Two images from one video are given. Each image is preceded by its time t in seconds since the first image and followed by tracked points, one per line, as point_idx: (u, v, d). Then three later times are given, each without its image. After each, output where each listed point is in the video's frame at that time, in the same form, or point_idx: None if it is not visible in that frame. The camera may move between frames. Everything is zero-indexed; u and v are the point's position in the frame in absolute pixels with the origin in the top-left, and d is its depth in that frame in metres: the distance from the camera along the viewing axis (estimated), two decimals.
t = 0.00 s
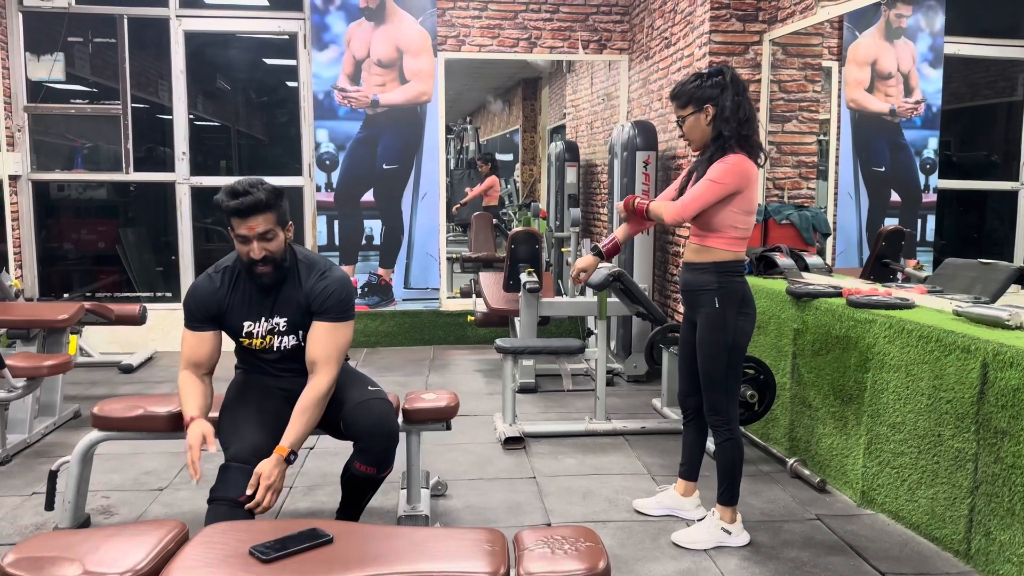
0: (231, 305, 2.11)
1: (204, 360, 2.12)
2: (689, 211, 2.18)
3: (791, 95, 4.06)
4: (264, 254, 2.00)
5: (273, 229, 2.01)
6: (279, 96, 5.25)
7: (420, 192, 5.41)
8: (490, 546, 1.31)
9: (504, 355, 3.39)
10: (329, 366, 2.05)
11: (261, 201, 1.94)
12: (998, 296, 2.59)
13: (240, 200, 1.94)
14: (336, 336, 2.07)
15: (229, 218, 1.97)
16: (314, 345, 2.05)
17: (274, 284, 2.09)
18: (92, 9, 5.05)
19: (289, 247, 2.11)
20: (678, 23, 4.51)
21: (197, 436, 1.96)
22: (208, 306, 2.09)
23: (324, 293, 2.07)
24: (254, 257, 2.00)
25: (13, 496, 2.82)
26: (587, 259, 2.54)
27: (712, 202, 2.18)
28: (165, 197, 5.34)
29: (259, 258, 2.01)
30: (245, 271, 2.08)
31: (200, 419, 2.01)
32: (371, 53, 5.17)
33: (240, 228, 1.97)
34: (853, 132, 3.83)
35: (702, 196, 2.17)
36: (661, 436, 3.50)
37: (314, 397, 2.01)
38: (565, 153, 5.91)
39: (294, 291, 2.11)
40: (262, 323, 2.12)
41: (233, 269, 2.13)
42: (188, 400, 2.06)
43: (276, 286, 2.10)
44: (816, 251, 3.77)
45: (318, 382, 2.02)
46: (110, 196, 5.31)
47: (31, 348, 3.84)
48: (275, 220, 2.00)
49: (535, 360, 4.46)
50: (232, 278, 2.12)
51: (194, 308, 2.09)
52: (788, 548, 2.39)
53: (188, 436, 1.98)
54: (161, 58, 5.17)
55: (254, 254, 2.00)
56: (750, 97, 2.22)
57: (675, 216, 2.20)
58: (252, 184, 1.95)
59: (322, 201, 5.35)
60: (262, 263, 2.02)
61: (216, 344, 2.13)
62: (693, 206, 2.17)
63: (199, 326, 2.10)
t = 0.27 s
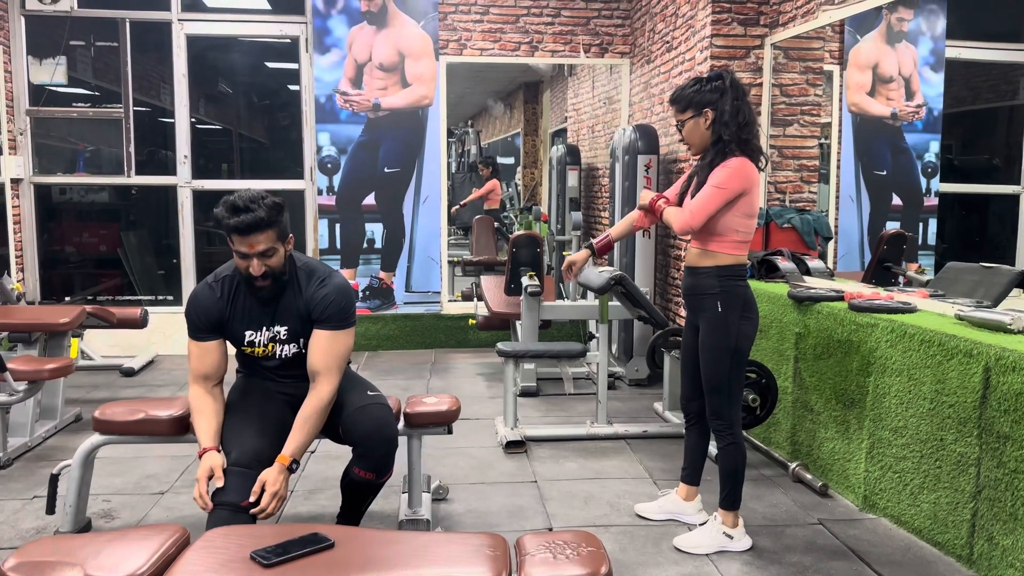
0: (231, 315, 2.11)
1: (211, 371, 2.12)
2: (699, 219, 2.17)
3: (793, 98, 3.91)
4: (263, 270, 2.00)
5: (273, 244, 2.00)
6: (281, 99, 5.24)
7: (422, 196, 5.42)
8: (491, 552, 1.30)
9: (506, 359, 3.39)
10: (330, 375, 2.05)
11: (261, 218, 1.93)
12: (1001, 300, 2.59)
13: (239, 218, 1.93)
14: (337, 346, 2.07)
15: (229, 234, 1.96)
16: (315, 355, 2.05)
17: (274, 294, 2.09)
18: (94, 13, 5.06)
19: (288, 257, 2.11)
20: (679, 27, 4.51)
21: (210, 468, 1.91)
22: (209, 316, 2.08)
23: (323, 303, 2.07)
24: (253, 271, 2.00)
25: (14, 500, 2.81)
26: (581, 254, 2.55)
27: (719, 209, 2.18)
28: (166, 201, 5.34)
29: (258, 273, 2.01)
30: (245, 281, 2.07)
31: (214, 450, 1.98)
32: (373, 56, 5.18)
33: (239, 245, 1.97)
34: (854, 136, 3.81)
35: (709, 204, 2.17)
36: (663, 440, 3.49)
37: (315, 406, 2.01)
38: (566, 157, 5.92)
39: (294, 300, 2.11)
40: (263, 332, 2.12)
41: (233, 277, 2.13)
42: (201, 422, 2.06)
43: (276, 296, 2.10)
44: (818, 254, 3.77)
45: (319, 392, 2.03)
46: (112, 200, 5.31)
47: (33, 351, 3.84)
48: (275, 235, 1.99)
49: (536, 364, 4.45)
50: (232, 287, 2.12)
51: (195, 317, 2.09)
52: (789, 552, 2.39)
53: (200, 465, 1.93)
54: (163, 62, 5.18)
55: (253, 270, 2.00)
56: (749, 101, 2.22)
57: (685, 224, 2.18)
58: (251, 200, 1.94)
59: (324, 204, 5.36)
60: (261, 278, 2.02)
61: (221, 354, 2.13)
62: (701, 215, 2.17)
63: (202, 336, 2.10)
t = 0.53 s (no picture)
0: (235, 320, 2.11)
1: (210, 376, 2.10)
2: (721, 241, 2.15)
3: (794, 102, 4.13)
4: (268, 279, 2.01)
5: (279, 253, 2.01)
6: (282, 104, 5.25)
7: (423, 200, 5.42)
8: (492, 558, 1.30)
9: (507, 363, 3.39)
10: (332, 381, 2.05)
11: (267, 228, 1.94)
12: (1002, 304, 2.59)
13: (245, 226, 1.93)
14: (340, 352, 2.07)
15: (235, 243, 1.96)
16: (318, 361, 2.05)
17: (278, 301, 2.09)
18: (96, 17, 5.06)
19: (292, 264, 2.11)
20: (680, 31, 4.52)
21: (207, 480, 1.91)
22: (213, 321, 2.08)
23: (327, 311, 2.07)
24: (258, 280, 2.01)
25: (15, 505, 2.81)
26: (579, 253, 2.57)
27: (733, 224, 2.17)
28: (168, 204, 5.34)
29: (262, 281, 2.01)
30: (249, 287, 2.07)
31: (212, 461, 1.97)
32: (374, 60, 5.19)
33: (245, 254, 1.97)
34: (855, 139, 3.87)
35: (725, 222, 2.16)
36: (665, 445, 3.49)
37: (318, 413, 2.01)
38: (568, 161, 5.92)
39: (298, 307, 2.11)
40: (266, 338, 2.12)
41: (236, 282, 2.13)
42: (199, 430, 2.05)
43: (279, 302, 2.10)
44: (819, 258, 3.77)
45: (322, 398, 2.03)
46: (114, 204, 5.32)
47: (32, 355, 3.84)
48: (280, 244, 2.00)
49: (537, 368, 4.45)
50: (235, 292, 2.12)
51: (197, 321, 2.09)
52: (792, 558, 2.38)
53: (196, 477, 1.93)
54: (165, 66, 5.19)
55: (258, 278, 2.00)
56: (747, 105, 2.22)
57: (709, 248, 2.16)
58: (258, 208, 1.93)
59: (325, 208, 5.36)
60: (265, 286, 2.03)
61: (219, 359, 2.10)
62: (722, 236, 2.15)
63: (203, 339, 2.09)
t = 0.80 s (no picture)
0: (237, 321, 2.11)
1: (211, 377, 2.11)
2: (726, 246, 2.15)
3: (795, 105, 4.05)
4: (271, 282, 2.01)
5: (282, 257, 2.02)
6: (283, 106, 5.25)
7: (424, 202, 5.42)
8: (494, 560, 1.30)
9: (508, 365, 3.38)
10: (335, 383, 2.05)
11: (271, 232, 1.95)
12: (1004, 306, 2.58)
13: (250, 230, 1.94)
14: (343, 355, 2.07)
15: (239, 246, 1.97)
16: (321, 363, 2.05)
17: (280, 303, 2.09)
18: (97, 20, 5.07)
19: (296, 267, 2.11)
20: (681, 34, 4.53)
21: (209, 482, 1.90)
22: (214, 322, 2.08)
23: (329, 313, 2.07)
24: (260, 282, 2.01)
25: (16, 507, 2.81)
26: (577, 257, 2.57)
27: (737, 228, 2.17)
28: (169, 207, 5.35)
29: (265, 284, 2.01)
30: (252, 289, 2.07)
31: (215, 461, 1.98)
32: (375, 63, 5.20)
33: (249, 257, 1.98)
34: (856, 143, 3.85)
35: (729, 226, 2.16)
36: (666, 447, 3.48)
37: (320, 415, 2.01)
38: (569, 163, 5.92)
39: (300, 309, 2.11)
40: (268, 339, 2.12)
41: (239, 284, 2.13)
42: (200, 431, 2.05)
43: (282, 305, 2.10)
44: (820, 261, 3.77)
45: (324, 400, 2.03)
46: (115, 206, 5.33)
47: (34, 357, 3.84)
48: (283, 248, 2.01)
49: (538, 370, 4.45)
50: (238, 293, 2.12)
51: (199, 321, 2.09)
52: (793, 560, 2.38)
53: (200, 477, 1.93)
54: (166, 69, 5.19)
55: (261, 281, 2.01)
56: (746, 106, 2.22)
57: (714, 254, 2.15)
58: (263, 213, 1.95)
59: (326, 211, 5.36)
60: (268, 289, 2.03)
61: (222, 359, 2.12)
62: (726, 241, 2.15)
63: (205, 339, 2.09)
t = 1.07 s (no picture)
0: (239, 324, 2.11)
1: (211, 380, 2.11)
2: (729, 246, 2.15)
3: (795, 106, 4.08)
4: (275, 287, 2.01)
5: (286, 262, 2.01)
6: (284, 108, 5.26)
7: (425, 204, 5.43)
8: (495, 561, 1.30)
9: (509, 367, 3.38)
10: (335, 386, 2.05)
11: (275, 237, 1.94)
12: (1005, 307, 2.58)
13: (254, 236, 1.93)
14: (342, 357, 2.07)
15: (242, 250, 1.96)
16: (321, 366, 2.05)
17: (282, 306, 2.09)
18: (98, 23, 5.08)
19: (298, 270, 2.11)
20: (681, 35, 4.53)
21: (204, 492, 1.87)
22: (216, 324, 2.08)
23: (331, 317, 2.07)
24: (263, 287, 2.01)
25: (17, 509, 2.81)
26: (583, 268, 2.57)
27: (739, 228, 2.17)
28: (170, 209, 5.36)
29: (268, 288, 2.01)
30: (254, 292, 2.07)
31: (214, 468, 1.97)
32: (376, 65, 5.20)
33: (252, 262, 1.97)
34: (857, 144, 3.83)
35: (730, 227, 2.16)
36: (667, 448, 3.48)
37: (319, 418, 2.01)
38: (569, 164, 5.93)
39: (302, 313, 2.11)
40: (269, 342, 2.12)
41: (241, 287, 2.12)
42: (199, 436, 2.04)
43: (284, 308, 2.10)
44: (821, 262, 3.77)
45: (324, 403, 2.03)
46: (116, 208, 5.33)
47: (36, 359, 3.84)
48: (287, 252, 2.00)
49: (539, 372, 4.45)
50: (240, 296, 2.12)
51: (200, 324, 2.08)
52: (794, 562, 2.38)
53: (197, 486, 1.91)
54: (167, 71, 5.20)
55: (264, 285, 2.00)
56: (742, 107, 2.23)
57: (716, 254, 2.15)
58: (267, 218, 1.94)
59: (327, 213, 5.37)
60: (271, 293, 2.03)
61: (221, 362, 2.12)
62: (729, 241, 2.14)
63: (206, 342, 2.09)
